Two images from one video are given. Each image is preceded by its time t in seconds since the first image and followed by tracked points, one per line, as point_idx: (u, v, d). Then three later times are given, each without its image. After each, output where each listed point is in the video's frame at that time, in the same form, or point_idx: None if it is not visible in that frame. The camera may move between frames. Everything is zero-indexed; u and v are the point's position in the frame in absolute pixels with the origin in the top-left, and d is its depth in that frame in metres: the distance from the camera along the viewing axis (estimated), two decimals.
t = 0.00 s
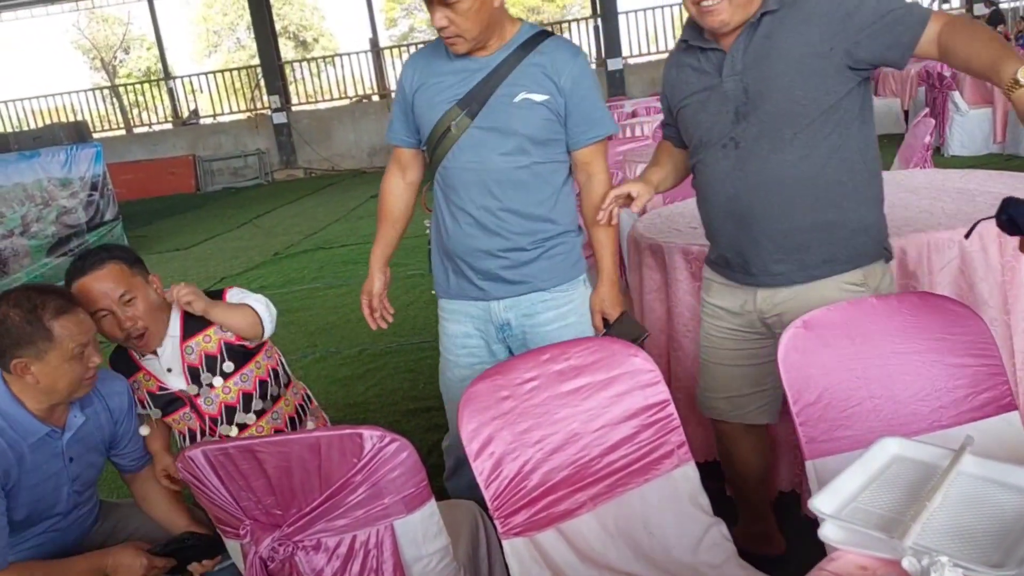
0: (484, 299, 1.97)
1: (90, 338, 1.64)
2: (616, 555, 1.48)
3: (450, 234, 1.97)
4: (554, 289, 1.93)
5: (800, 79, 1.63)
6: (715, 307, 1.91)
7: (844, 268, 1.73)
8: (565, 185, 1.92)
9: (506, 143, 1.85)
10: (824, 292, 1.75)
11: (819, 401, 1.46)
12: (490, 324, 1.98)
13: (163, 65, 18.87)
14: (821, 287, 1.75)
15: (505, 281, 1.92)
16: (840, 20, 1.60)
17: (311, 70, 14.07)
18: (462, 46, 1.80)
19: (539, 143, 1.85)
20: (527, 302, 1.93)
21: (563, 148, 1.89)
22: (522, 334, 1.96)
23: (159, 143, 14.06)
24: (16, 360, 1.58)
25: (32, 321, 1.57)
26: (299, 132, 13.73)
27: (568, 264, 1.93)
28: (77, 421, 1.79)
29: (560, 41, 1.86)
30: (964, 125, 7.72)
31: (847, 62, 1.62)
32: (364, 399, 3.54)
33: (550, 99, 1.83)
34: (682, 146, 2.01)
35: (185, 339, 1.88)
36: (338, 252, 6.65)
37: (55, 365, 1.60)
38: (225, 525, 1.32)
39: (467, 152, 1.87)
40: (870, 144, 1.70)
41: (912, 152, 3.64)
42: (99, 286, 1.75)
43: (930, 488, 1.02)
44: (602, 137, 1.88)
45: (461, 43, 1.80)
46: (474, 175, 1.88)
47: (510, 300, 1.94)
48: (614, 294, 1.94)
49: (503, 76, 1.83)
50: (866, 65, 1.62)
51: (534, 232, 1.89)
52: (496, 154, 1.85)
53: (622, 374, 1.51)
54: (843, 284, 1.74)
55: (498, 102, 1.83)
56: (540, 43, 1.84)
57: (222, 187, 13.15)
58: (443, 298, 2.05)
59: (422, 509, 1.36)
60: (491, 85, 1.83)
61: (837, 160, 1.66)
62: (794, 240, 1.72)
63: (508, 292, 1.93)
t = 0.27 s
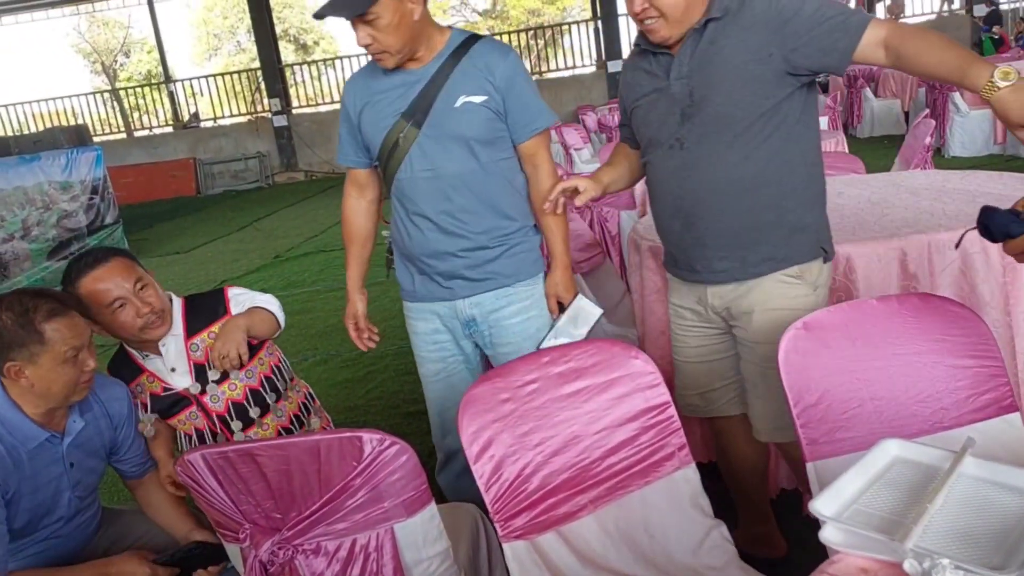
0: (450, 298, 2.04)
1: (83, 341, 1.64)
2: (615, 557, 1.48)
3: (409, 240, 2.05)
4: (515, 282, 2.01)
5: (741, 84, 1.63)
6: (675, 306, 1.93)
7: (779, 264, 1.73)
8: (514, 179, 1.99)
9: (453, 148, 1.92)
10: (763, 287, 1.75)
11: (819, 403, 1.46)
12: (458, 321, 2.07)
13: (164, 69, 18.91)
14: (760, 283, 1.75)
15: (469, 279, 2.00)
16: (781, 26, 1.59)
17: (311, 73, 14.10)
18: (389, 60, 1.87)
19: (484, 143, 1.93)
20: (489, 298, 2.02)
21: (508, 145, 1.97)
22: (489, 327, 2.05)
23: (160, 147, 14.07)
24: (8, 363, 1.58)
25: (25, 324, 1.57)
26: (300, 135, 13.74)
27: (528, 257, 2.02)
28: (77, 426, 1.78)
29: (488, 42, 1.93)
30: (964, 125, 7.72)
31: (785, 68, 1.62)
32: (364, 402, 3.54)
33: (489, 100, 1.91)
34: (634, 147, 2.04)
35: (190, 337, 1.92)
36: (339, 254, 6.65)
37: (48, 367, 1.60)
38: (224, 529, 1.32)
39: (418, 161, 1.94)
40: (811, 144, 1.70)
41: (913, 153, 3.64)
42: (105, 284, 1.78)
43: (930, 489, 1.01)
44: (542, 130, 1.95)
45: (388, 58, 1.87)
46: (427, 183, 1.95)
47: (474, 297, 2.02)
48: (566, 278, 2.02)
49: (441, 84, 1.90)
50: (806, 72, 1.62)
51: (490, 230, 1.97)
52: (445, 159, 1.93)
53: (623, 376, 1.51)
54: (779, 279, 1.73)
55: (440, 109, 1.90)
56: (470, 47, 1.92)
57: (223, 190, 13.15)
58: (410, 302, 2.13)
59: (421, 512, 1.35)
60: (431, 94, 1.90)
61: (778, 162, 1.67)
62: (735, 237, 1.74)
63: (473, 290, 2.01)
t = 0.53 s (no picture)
0: (443, 299, 2.05)
1: (78, 342, 1.64)
2: (618, 562, 1.47)
3: (395, 246, 2.05)
4: (504, 277, 2.05)
5: (704, 94, 1.60)
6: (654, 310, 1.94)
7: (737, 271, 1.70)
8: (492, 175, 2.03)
9: (433, 151, 1.94)
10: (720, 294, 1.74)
11: (820, 406, 1.46)
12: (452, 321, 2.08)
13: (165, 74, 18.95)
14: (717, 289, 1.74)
15: (461, 277, 2.02)
16: (744, 37, 1.56)
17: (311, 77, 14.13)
18: (353, 73, 1.90)
19: (463, 142, 1.96)
20: (481, 296, 2.04)
21: (484, 143, 2.00)
22: (483, 324, 2.06)
23: (161, 152, 14.09)
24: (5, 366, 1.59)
25: (17, 326, 1.58)
26: (300, 139, 13.75)
27: (513, 253, 2.05)
28: (78, 433, 1.79)
29: (453, 44, 1.96)
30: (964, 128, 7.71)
31: (746, 79, 1.59)
32: (365, 406, 3.53)
33: (463, 99, 1.94)
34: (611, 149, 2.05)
35: (199, 336, 1.92)
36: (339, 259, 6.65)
37: (41, 369, 1.60)
38: (225, 534, 1.32)
39: (402, 167, 1.95)
40: (778, 153, 1.67)
41: (913, 156, 3.64)
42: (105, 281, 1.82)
43: (933, 492, 1.01)
44: (515, 125, 1.99)
45: (352, 71, 1.89)
46: (412, 188, 1.96)
47: (467, 295, 2.04)
48: (546, 267, 2.05)
49: (414, 88, 1.92)
50: (769, 82, 1.59)
51: (476, 227, 2.00)
52: (426, 162, 1.94)
53: (624, 380, 1.50)
54: (737, 285, 1.71)
55: (419, 113, 1.92)
56: (437, 50, 1.95)
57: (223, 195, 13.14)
58: (398, 308, 2.13)
59: (422, 517, 1.34)
60: (406, 99, 1.92)
61: (740, 173, 1.64)
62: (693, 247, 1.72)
63: (466, 288, 2.03)
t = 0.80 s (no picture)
0: (439, 304, 2.05)
1: (74, 346, 1.64)
2: (619, 569, 1.47)
3: (390, 253, 2.05)
4: (499, 282, 2.06)
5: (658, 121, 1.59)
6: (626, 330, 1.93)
7: (696, 300, 1.69)
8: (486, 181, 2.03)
9: (428, 159, 1.94)
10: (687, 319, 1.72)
11: (821, 411, 1.46)
12: (449, 326, 2.08)
13: (165, 79, 18.99)
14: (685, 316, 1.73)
15: (456, 284, 2.02)
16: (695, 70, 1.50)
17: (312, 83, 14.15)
18: (339, 86, 1.90)
19: (456, 150, 1.96)
20: (476, 301, 2.04)
21: (476, 150, 2.00)
22: (479, 329, 2.07)
23: (161, 158, 14.10)
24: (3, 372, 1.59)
25: (14, 332, 1.58)
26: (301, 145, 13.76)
27: (508, 258, 2.07)
28: (78, 438, 1.79)
29: (443, 51, 1.97)
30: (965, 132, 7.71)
31: (698, 112, 1.54)
32: (366, 412, 3.52)
33: (455, 107, 1.94)
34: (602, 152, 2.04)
35: (204, 335, 1.92)
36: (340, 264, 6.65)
37: (40, 374, 1.60)
38: (225, 541, 1.32)
39: (396, 176, 1.95)
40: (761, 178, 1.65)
41: (913, 160, 3.65)
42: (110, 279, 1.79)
43: (935, 498, 1.01)
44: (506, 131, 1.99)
45: (338, 83, 1.89)
46: (406, 197, 1.96)
47: (463, 301, 2.04)
48: (541, 271, 2.06)
49: (407, 96, 1.92)
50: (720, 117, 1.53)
51: (470, 234, 2.01)
52: (421, 171, 1.95)
53: (625, 385, 1.50)
54: (698, 312, 1.70)
55: (411, 122, 1.92)
56: (428, 58, 1.95)
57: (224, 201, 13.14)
58: (393, 314, 2.13)
59: (423, 523, 1.34)
60: (399, 107, 1.92)
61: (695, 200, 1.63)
62: (651, 269, 1.75)
63: (462, 293, 2.03)
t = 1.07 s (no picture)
0: (438, 307, 2.05)
1: (73, 347, 1.64)
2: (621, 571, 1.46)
3: (389, 256, 2.05)
4: (498, 286, 2.05)
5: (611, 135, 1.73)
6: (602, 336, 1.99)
7: (656, 305, 1.75)
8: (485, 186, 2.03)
9: (427, 163, 1.95)
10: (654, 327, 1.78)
11: (823, 413, 1.45)
12: (447, 329, 2.08)
13: (165, 82, 19.02)
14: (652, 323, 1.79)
15: (455, 287, 2.02)
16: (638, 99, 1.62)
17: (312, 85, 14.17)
18: (342, 87, 1.89)
19: (456, 154, 1.96)
20: (475, 305, 2.04)
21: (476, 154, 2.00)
22: (478, 333, 2.06)
23: (161, 160, 14.11)
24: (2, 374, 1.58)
25: (14, 334, 1.58)
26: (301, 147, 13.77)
27: (507, 261, 2.08)
28: (77, 439, 1.78)
29: (444, 54, 1.96)
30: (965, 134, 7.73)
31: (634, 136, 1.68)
32: (366, 415, 3.52)
33: (455, 111, 1.94)
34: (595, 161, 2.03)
35: (198, 345, 1.91)
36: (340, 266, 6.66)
37: (40, 376, 1.60)
38: (225, 544, 1.32)
39: (396, 179, 1.95)
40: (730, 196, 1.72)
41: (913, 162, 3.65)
42: (103, 301, 1.77)
43: (937, 501, 1.00)
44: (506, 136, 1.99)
45: (340, 84, 1.89)
46: (406, 199, 1.96)
47: (462, 304, 2.04)
48: (539, 275, 2.03)
49: (408, 100, 1.92)
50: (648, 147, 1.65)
51: (469, 237, 2.01)
52: (421, 174, 1.95)
53: (626, 388, 1.50)
54: (661, 318, 1.76)
55: (412, 125, 1.92)
56: (428, 62, 1.94)
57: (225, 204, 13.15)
58: (392, 316, 2.13)
59: (424, 526, 1.33)
60: (399, 111, 1.92)
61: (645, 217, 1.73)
62: (610, 271, 1.85)
63: (460, 296, 2.03)
